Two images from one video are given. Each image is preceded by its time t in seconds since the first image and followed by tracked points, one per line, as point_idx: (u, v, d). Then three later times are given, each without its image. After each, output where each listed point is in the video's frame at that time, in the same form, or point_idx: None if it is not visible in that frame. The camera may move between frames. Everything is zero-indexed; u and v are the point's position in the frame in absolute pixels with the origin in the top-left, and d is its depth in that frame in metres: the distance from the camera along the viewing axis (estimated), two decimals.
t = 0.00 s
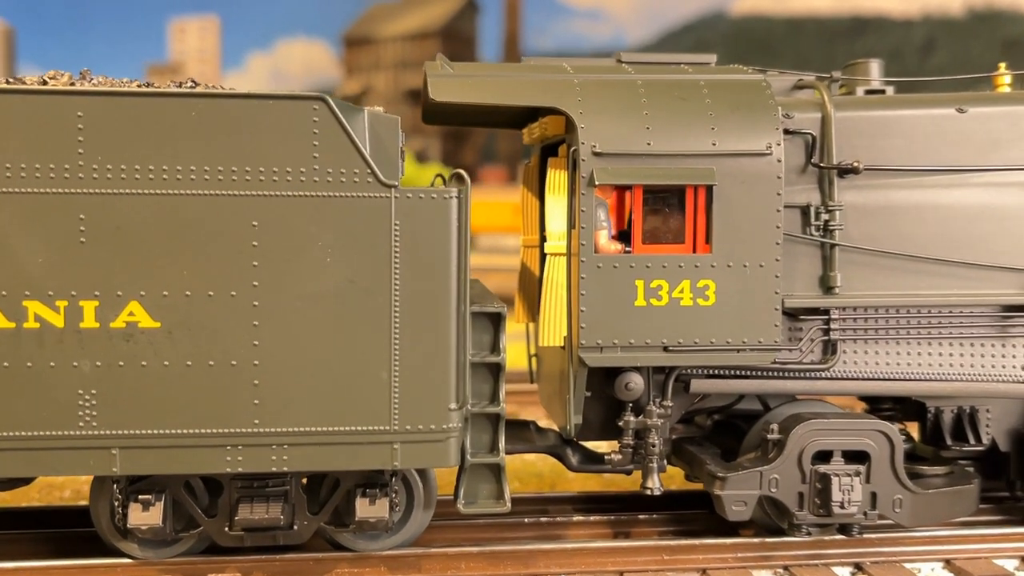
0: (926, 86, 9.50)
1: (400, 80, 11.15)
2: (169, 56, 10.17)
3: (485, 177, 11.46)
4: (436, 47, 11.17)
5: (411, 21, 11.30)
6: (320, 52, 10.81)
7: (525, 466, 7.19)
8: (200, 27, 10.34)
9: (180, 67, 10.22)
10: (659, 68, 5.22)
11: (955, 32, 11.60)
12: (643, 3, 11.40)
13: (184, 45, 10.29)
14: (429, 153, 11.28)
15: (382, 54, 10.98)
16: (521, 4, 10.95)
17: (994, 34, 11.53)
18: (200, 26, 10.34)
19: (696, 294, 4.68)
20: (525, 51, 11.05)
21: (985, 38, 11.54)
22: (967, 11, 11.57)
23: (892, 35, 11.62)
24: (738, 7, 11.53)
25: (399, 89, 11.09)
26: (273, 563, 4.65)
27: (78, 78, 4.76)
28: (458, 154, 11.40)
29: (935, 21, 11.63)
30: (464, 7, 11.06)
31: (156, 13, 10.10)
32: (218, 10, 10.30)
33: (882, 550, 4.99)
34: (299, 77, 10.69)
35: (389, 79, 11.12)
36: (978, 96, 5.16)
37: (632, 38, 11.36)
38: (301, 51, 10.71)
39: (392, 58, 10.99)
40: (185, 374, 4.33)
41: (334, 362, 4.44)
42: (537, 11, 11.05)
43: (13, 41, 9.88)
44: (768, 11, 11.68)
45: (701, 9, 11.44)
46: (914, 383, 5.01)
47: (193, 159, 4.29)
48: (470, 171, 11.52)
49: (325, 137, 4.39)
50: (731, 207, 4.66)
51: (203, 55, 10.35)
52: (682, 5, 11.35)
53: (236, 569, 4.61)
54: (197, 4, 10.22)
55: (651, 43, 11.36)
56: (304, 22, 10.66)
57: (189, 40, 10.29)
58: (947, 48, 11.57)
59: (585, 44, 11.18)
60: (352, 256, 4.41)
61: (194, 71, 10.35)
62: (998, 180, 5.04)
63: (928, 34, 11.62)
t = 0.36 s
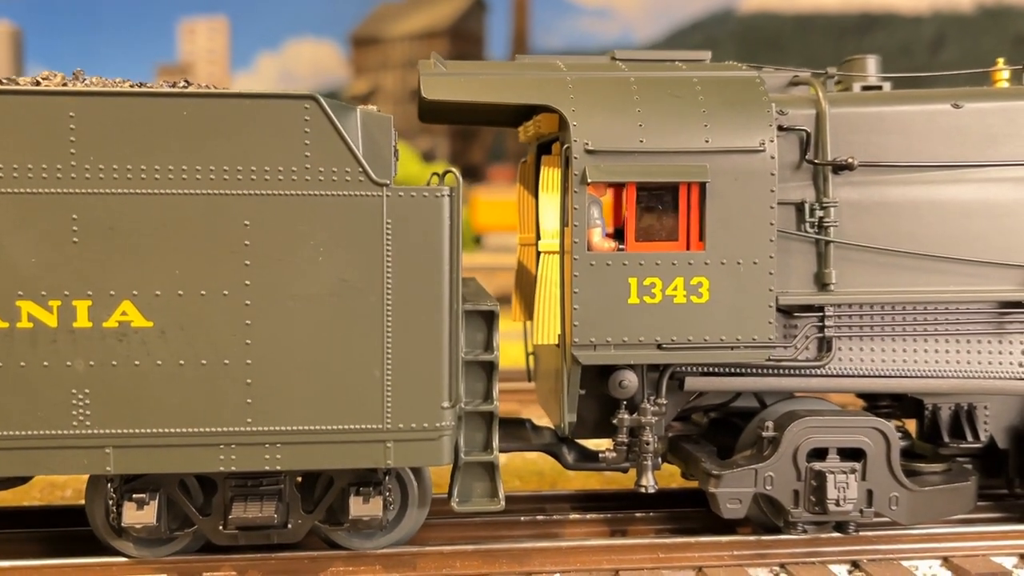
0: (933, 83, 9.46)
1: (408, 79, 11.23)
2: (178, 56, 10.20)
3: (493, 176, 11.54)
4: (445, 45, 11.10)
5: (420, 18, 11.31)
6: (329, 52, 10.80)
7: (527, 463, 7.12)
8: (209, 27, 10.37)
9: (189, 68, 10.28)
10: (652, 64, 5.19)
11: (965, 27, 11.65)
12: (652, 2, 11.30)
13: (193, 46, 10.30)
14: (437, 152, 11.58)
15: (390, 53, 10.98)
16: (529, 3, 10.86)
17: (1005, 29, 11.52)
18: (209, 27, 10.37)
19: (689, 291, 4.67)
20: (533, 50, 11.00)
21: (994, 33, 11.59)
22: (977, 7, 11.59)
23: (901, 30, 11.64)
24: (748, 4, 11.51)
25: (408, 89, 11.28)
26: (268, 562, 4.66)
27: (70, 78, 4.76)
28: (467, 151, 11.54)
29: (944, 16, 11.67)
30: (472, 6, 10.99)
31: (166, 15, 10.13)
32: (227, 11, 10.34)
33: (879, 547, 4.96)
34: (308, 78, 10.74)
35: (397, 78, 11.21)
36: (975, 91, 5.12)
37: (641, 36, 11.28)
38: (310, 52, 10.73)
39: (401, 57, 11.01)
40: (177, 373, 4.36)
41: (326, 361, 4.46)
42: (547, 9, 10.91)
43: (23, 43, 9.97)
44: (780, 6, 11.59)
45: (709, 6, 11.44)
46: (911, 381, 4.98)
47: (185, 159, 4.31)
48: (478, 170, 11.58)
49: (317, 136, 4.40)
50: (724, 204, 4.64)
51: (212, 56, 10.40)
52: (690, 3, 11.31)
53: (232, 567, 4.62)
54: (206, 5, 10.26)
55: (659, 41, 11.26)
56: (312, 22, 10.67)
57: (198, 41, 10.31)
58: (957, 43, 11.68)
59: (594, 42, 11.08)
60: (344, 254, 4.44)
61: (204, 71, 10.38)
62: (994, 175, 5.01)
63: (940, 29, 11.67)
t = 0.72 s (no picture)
0: (936, 85, 9.51)
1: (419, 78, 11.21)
2: (191, 57, 10.27)
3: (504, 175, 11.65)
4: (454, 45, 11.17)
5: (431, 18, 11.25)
6: (340, 52, 10.87)
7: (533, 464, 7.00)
8: (221, 28, 10.39)
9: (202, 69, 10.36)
10: (652, 71, 5.21)
11: (978, 22, 11.44)
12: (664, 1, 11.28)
13: (206, 47, 10.37)
14: (448, 152, 11.61)
15: (401, 53, 11.01)
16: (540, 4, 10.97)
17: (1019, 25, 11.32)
18: (221, 27, 10.39)
19: (688, 296, 4.70)
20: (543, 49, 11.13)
21: (1008, 28, 11.38)
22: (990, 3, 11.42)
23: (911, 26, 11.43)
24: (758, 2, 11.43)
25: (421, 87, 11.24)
26: (273, 565, 4.73)
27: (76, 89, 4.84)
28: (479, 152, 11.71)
29: (957, 13, 11.45)
30: (482, 7, 11.12)
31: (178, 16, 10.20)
32: (239, 11, 10.35)
33: (880, 549, 4.97)
34: (319, 78, 10.87)
35: (409, 77, 11.16)
36: (975, 95, 5.13)
37: (650, 35, 11.31)
38: (321, 52, 10.80)
39: (412, 57, 11.03)
40: (182, 380, 4.44)
41: (329, 367, 4.54)
42: (556, 9, 11.02)
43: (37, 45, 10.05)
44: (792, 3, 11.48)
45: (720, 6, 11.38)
46: (910, 384, 5.00)
47: (189, 169, 4.40)
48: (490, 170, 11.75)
49: (318, 145, 4.49)
50: (723, 210, 4.68)
51: (224, 56, 10.44)
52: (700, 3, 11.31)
53: (238, 571, 4.68)
54: (219, 5, 10.28)
55: (668, 42, 11.32)
56: (324, 22, 10.70)
57: (211, 42, 10.36)
58: (970, 39, 11.47)
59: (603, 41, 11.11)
60: (345, 262, 4.51)
61: (217, 71, 10.50)
62: (993, 179, 5.02)
63: (952, 25, 11.44)
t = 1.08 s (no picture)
0: (947, 82, 9.44)
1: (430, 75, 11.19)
2: (203, 54, 10.27)
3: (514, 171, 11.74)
4: (465, 40, 11.18)
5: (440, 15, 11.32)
6: (350, 48, 10.97)
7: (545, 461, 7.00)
8: (232, 25, 10.41)
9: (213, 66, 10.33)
10: (660, 68, 5.21)
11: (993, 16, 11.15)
12: None
13: (217, 44, 10.34)
14: (459, 148, 11.73)
15: (412, 49, 11.15)
16: None
17: None
18: (232, 24, 10.41)
19: (697, 294, 4.71)
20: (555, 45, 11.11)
21: None
22: None
23: (927, 19, 11.17)
24: None
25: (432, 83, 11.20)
26: (286, 562, 4.76)
27: (88, 91, 4.88)
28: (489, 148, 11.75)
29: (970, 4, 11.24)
30: (492, 3, 11.20)
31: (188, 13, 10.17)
32: (250, 8, 10.39)
33: (890, 546, 4.97)
34: (330, 74, 10.96)
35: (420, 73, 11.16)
36: (985, 92, 5.12)
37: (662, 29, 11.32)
38: (332, 48, 10.89)
39: (422, 52, 11.15)
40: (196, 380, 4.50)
41: (341, 366, 4.58)
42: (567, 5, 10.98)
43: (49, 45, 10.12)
44: None
45: None
46: (921, 380, 4.99)
47: (200, 170, 4.47)
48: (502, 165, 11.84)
49: (328, 146, 4.54)
50: (732, 207, 4.68)
51: (236, 53, 10.45)
52: None
53: (251, 568, 4.72)
54: (229, 3, 10.29)
55: (679, 35, 11.33)
56: (334, 19, 10.79)
57: (222, 38, 10.34)
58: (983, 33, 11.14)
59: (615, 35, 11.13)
60: (356, 262, 4.56)
61: (229, 69, 10.52)
62: (1003, 175, 5.01)
63: (964, 18, 11.22)
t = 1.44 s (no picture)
0: (957, 77, 9.33)
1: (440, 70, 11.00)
2: (213, 51, 10.31)
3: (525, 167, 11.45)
4: (476, 36, 11.19)
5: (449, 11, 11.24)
6: (361, 43, 10.87)
7: (555, 456, 7.02)
8: (242, 21, 10.43)
9: (224, 61, 10.41)
10: (670, 65, 5.21)
11: (1006, 9, 10.65)
12: None
13: (228, 40, 10.40)
14: (470, 144, 11.44)
15: (422, 45, 11.02)
16: None
17: None
18: (243, 20, 10.42)
19: (707, 291, 4.72)
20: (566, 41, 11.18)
21: None
22: None
23: (936, 13, 10.82)
24: None
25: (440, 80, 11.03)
26: (298, 558, 4.79)
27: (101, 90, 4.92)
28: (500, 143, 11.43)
29: None
30: None
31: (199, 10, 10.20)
32: (259, 4, 10.36)
33: (900, 541, 4.98)
34: (341, 68, 10.87)
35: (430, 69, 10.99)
36: (994, 87, 5.11)
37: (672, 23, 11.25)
38: (342, 43, 10.81)
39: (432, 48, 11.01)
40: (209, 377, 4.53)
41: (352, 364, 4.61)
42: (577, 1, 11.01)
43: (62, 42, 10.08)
44: None
45: None
46: (930, 376, 5.00)
47: (212, 169, 4.51)
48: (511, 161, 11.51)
49: (339, 144, 4.57)
50: (741, 204, 4.69)
51: (247, 49, 10.52)
52: None
53: (265, 563, 4.76)
54: None
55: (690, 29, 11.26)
56: (344, 14, 10.71)
57: (233, 34, 10.39)
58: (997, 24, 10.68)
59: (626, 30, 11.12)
60: (367, 261, 4.60)
61: (240, 65, 10.55)
62: (1013, 171, 5.00)
63: (977, 11, 10.72)
